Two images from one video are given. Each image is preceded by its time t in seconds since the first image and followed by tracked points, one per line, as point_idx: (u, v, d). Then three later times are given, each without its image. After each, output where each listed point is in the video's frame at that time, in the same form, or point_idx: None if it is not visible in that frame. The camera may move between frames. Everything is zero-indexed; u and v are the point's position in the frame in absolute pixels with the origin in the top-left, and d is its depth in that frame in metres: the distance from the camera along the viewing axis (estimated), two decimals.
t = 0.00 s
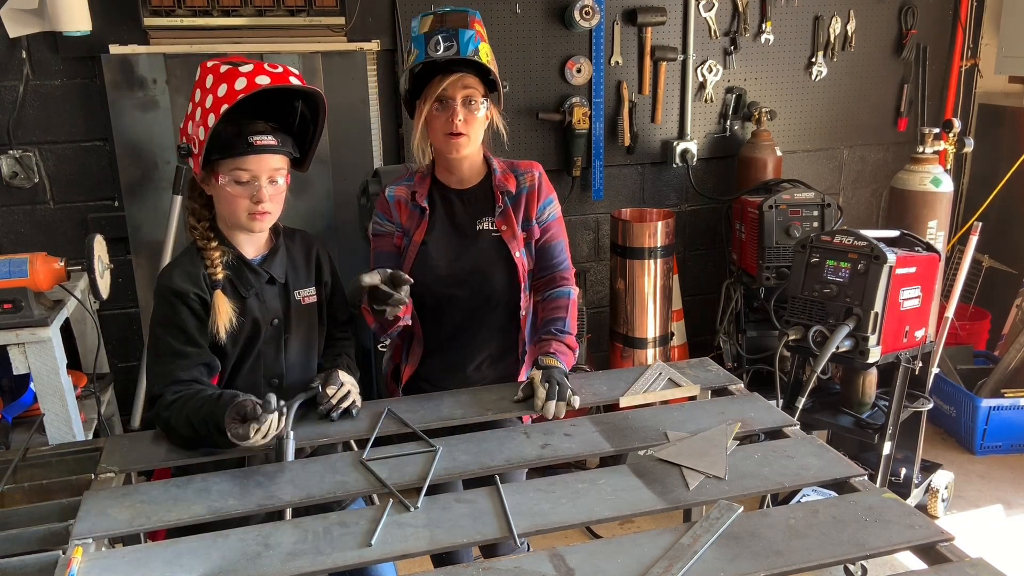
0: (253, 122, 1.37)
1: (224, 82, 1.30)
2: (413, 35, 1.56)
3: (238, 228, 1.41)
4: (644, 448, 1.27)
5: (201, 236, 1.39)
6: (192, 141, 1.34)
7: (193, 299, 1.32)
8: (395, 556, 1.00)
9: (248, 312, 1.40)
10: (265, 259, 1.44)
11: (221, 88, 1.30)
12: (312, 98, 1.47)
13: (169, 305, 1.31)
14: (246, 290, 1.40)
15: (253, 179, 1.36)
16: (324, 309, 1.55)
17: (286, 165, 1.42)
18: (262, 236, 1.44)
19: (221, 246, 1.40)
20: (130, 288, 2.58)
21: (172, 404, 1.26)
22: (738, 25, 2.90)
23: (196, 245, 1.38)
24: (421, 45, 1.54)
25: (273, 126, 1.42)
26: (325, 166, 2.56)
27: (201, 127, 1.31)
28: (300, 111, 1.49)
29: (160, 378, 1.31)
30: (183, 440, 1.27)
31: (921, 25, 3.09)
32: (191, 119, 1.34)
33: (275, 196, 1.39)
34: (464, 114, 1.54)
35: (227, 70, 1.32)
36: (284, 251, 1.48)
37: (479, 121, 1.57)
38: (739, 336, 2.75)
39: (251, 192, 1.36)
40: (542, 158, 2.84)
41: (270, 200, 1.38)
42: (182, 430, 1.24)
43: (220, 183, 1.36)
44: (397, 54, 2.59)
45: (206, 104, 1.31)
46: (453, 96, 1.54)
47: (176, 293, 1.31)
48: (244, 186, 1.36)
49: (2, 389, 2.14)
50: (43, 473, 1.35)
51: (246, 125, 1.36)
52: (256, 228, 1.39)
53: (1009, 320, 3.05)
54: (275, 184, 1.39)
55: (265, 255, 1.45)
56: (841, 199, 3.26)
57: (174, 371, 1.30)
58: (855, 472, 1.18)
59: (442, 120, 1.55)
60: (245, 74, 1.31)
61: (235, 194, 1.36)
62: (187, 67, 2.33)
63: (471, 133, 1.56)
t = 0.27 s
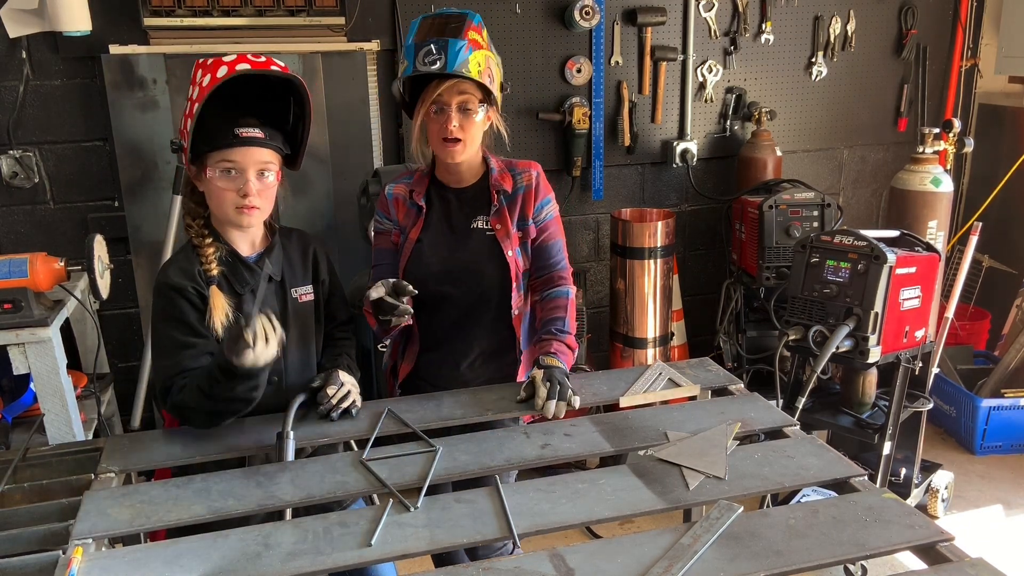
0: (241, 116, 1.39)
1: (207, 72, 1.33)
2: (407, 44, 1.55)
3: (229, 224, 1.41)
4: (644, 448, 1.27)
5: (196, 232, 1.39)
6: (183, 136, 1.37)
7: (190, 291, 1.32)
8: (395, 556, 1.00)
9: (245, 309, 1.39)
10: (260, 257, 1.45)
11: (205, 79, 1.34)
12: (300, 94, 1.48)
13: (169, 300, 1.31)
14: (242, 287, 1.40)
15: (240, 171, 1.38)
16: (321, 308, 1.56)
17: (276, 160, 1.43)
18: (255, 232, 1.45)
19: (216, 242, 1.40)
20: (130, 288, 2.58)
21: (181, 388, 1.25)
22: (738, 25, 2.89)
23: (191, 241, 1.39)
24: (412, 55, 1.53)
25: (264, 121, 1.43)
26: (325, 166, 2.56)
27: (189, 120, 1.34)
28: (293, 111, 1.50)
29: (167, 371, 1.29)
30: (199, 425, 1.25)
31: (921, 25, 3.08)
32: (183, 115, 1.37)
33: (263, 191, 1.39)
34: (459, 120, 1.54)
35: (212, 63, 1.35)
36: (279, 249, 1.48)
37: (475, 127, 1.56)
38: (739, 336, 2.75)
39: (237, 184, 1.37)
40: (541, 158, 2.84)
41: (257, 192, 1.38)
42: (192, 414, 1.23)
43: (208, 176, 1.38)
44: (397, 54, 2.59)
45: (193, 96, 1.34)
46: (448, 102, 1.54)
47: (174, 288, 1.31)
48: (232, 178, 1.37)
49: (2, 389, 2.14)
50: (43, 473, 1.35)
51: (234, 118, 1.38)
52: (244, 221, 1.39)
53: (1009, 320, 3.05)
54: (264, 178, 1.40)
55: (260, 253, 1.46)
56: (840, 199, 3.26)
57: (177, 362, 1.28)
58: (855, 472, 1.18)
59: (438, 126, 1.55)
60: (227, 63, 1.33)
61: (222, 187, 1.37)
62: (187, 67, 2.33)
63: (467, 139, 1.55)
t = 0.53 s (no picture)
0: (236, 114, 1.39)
1: (204, 70, 1.33)
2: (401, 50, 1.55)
3: (221, 222, 1.42)
4: (644, 448, 1.27)
5: (190, 229, 1.42)
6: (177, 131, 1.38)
7: (188, 278, 1.32)
8: (395, 556, 1.00)
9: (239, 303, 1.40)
10: (255, 254, 1.46)
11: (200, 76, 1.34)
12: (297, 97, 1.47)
13: (169, 287, 1.30)
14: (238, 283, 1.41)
15: (231, 170, 1.38)
16: (316, 305, 1.56)
17: (269, 160, 1.42)
18: (246, 229, 1.45)
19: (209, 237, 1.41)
20: (130, 287, 2.58)
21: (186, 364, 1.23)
22: (738, 25, 2.89)
23: (185, 237, 1.41)
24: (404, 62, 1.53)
25: (258, 121, 1.43)
26: (325, 166, 2.56)
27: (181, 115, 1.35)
28: (290, 114, 1.50)
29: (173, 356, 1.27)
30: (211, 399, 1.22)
31: (921, 25, 3.08)
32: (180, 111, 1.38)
33: (253, 190, 1.39)
34: (452, 124, 1.54)
35: (210, 60, 1.35)
36: (272, 247, 1.50)
37: (470, 131, 1.55)
38: (739, 336, 2.75)
39: (228, 183, 1.37)
40: (542, 158, 2.84)
41: (247, 190, 1.38)
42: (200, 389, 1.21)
43: (200, 173, 1.39)
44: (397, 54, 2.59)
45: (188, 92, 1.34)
46: (443, 106, 1.53)
47: (174, 276, 1.31)
48: (223, 176, 1.37)
49: (3, 389, 2.14)
50: (43, 473, 1.35)
51: (228, 116, 1.38)
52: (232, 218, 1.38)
53: (1009, 320, 3.05)
54: (256, 177, 1.40)
55: (255, 250, 1.47)
56: (841, 199, 3.26)
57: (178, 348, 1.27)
58: (855, 472, 1.18)
59: (432, 128, 1.55)
60: (223, 61, 1.33)
61: (213, 184, 1.37)
62: (187, 67, 2.33)
63: (461, 142, 1.55)
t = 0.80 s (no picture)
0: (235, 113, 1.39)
1: (203, 68, 1.33)
2: (402, 56, 1.55)
3: (219, 220, 1.42)
4: (644, 448, 1.27)
5: (189, 228, 1.42)
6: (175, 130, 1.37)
7: (187, 278, 1.32)
8: (395, 556, 1.00)
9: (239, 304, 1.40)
10: (254, 255, 1.46)
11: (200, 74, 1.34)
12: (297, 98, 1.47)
13: (167, 287, 1.31)
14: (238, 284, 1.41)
15: (231, 168, 1.38)
16: (316, 305, 1.56)
17: (268, 159, 1.42)
18: (243, 228, 1.45)
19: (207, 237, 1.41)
20: (130, 288, 2.58)
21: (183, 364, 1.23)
22: (738, 25, 2.89)
23: (184, 237, 1.40)
24: (405, 69, 1.53)
25: (257, 119, 1.43)
26: (325, 166, 2.56)
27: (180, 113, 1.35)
28: (289, 114, 1.50)
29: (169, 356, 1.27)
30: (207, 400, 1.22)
31: (921, 25, 3.08)
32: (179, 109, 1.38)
33: (252, 188, 1.39)
34: (453, 128, 1.53)
35: (208, 58, 1.35)
36: (271, 247, 1.50)
37: (471, 134, 1.55)
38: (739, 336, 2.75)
39: (227, 181, 1.37)
40: (542, 158, 2.84)
41: (246, 189, 1.38)
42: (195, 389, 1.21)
43: (199, 172, 1.38)
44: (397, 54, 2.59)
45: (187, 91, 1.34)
46: (443, 109, 1.53)
47: (172, 276, 1.32)
48: (221, 174, 1.37)
49: (3, 389, 2.14)
50: (43, 473, 1.35)
51: (228, 115, 1.39)
52: (230, 216, 1.38)
53: (1009, 320, 3.05)
54: (255, 176, 1.40)
55: (254, 250, 1.47)
56: (841, 199, 3.26)
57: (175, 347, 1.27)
58: (855, 472, 1.18)
59: (433, 130, 1.55)
60: (222, 59, 1.33)
61: (211, 182, 1.37)
62: (187, 67, 2.33)
63: (462, 146, 1.54)
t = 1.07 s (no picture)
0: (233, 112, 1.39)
1: (202, 67, 1.33)
2: (411, 61, 1.53)
3: (219, 220, 1.42)
4: (644, 448, 1.27)
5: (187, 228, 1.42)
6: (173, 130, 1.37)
7: (187, 278, 1.32)
8: (395, 556, 1.00)
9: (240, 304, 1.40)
10: (254, 255, 1.46)
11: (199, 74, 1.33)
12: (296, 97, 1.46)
13: (168, 287, 1.31)
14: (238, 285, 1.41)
15: (230, 168, 1.38)
16: (316, 306, 1.57)
17: (267, 158, 1.43)
18: (242, 228, 1.45)
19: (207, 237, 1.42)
20: (130, 288, 2.58)
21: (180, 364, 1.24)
22: (738, 25, 2.89)
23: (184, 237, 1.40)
24: (416, 74, 1.52)
25: (256, 119, 1.44)
26: (325, 166, 2.56)
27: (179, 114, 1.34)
28: (288, 113, 1.49)
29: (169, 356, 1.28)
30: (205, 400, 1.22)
31: (921, 25, 3.08)
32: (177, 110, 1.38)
33: (252, 187, 1.40)
34: (460, 130, 1.53)
35: (206, 58, 1.35)
36: (272, 247, 1.49)
37: (476, 136, 1.54)
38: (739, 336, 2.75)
39: (227, 181, 1.38)
40: (542, 158, 2.84)
41: (245, 188, 1.38)
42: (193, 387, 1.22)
43: (198, 172, 1.39)
44: (397, 54, 2.59)
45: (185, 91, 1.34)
46: (450, 112, 1.52)
47: (172, 276, 1.31)
48: (221, 173, 1.38)
49: (3, 389, 2.14)
50: (43, 473, 1.35)
51: (226, 115, 1.39)
52: (231, 215, 1.38)
53: (1009, 320, 3.05)
54: (255, 176, 1.40)
55: (253, 250, 1.47)
56: (841, 199, 3.26)
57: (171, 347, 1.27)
58: (855, 472, 1.18)
59: (438, 133, 1.54)
60: (220, 58, 1.33)
61: (211, 182, 1.38)
62: (187, 67, 2.33)
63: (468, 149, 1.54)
